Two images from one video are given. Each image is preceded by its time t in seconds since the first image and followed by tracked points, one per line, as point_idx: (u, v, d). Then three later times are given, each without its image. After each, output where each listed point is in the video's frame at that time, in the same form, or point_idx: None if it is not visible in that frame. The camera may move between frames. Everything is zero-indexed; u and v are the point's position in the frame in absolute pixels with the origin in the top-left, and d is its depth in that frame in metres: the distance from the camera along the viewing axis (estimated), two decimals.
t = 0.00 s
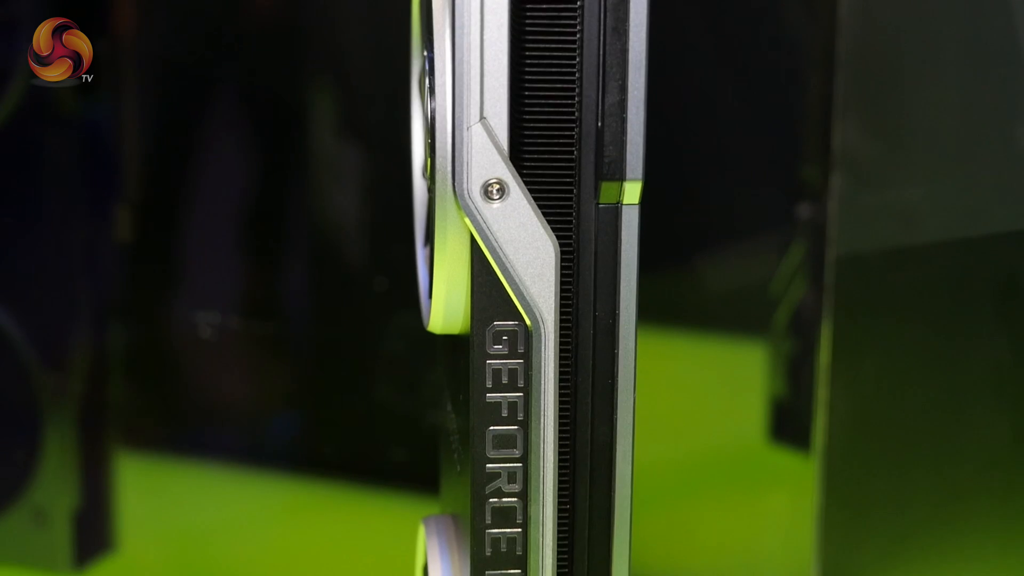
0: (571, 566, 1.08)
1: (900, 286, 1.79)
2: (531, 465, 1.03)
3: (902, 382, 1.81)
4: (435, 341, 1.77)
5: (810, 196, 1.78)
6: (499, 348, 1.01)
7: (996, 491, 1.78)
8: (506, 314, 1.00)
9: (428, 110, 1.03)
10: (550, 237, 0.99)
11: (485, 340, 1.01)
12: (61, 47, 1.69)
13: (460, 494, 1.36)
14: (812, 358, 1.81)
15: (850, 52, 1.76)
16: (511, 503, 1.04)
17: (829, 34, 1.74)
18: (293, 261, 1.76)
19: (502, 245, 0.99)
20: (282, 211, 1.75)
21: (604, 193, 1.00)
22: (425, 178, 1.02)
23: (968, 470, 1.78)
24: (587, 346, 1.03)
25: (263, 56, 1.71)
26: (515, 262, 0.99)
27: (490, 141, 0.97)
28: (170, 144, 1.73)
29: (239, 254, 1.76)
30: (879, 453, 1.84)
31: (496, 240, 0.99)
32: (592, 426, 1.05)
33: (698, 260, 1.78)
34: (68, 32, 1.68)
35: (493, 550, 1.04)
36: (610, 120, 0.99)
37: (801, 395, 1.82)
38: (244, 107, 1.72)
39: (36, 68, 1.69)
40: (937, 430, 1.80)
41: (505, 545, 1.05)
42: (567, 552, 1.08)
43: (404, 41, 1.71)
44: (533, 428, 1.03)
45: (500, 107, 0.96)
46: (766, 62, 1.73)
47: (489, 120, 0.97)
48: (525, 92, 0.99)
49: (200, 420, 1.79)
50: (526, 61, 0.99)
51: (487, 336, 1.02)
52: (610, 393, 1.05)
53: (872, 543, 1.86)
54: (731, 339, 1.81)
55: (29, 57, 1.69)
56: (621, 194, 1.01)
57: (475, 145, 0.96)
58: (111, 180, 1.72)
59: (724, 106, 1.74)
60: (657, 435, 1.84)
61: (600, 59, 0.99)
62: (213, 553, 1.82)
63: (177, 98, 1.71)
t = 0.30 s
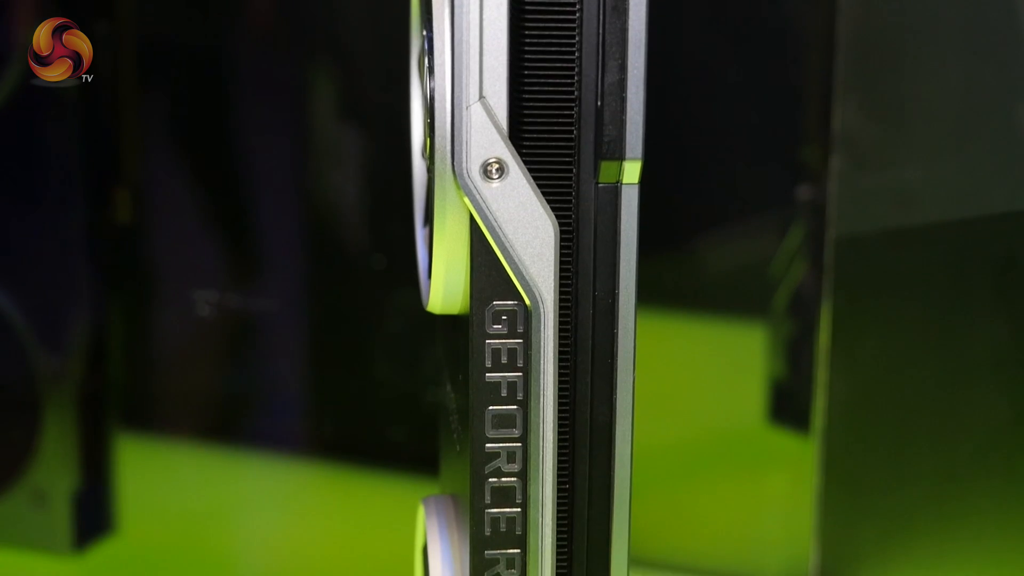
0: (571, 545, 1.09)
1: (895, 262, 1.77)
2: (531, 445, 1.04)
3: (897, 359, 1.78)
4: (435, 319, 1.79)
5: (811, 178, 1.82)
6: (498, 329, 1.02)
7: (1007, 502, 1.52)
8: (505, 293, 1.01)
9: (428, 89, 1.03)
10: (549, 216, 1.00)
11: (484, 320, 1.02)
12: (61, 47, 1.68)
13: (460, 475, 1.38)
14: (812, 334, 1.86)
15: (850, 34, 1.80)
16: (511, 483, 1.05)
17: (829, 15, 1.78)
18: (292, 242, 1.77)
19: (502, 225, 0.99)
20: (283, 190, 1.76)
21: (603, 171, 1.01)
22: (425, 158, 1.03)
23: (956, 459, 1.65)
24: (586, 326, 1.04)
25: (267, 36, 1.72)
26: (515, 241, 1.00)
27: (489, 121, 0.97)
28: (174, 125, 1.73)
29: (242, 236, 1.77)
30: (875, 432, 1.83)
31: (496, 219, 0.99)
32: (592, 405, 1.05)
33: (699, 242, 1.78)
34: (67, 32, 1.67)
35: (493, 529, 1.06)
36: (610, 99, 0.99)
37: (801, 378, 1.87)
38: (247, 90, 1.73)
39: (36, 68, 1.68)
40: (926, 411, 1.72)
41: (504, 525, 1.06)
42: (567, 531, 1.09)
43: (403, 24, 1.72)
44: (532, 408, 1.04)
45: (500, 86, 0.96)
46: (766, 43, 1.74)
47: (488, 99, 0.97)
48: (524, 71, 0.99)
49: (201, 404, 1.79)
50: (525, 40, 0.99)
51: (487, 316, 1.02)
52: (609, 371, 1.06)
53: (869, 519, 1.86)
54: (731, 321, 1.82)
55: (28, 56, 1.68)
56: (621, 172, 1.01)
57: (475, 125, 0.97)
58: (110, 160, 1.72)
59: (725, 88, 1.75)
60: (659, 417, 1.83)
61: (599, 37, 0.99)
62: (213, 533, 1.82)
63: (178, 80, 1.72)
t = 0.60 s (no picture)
0: (571, 524, 1.10)
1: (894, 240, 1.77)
2: (529, 425, 1.04)
3: (896, 341, 1.77)
4: (434, 299, 1.79)
5: (812, 158, 1.81)
6: (497, 308, 1.03)
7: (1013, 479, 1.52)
8: (505, 273, 1.02)
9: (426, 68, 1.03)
10: (548, 196, 1.00)
11: (484, 299, 1.03)
12: (61, 46, 1.58)
13: (458, 454, 1.38)
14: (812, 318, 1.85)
15: (850, 14, 1.79)
16: (511, 463, 1.05)
17: None
18: (292, 223, 1.78)
19: (502, 205, 1.00)
20: (283, 171, 1.77)
21: (603, 151, 1.01)
22: (424, 138, 1.02)
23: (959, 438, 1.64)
24: (586, 305, 1.04)
25: (265, 17, 1.71)
26: (514, 221, 1.00)
27: (489, 100, 0.97)
28: (173, 106, 1.73)
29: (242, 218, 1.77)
30: (874, 414, 1.82)
31: (495, 199, 0.99)
32: (590, 385, 1.06)
33: (697, 222, 1.79)
34: (68, 32, 1.59)
35: (492, 508, 1.06)
36: (609, 78, 1.00)
37: (801, 359, 1.86)
38: (246, 71, 1.73)
39: (36, 67, 1.63)
40: (927, 392, 1.72)
41: (504, 504, 1.06)
42: (567, 511, 1.10)
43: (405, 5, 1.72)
44: (532, 387, 1.04)
45: (499, 65, 0.97)
46: (767, 24, 1.73)
47: (487, 78, 0.97)
48: (523, 49, 0.99)
49: (201, 385, 1.80)
50: (524, 18, 0.98)
51: (485, 296, 1.03)
52: (609, 350, 1.06)
53: (868, 502, 1.85)
54: (731, 303, 1.82)
55: (28, 57, 1.62)
56: (620, 151, 1.02)
57: (474, 104, 0.97)
58: (108, 141, 1.72)
59: (723, 69, 1.75)
60: (658, 398, 1.84)
61: (598, 15, 1.00)
62: (213, 515, 1.82)
63: (177, 61, 1.72)
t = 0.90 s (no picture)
0: (570, 505, 1.12)
1: (888, 221, 1.77)
2: (528, 403, 1.06)
3: (899, 323, 1.75)
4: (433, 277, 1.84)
5: (811, 140, 1.83)
6: (496, 288, 1.04)
7: (1007, 468, 1.47)
8: (505, 252, 1.03)
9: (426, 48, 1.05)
10: (548, 174, 1.03)
11: (483, 279, 1.04)
12: (62, 47, 1.65)
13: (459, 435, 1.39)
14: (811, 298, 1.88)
15: None
16: (509, 443, 1.08)
17: None
18: (293, 207, 1.79)
19: (501, 183, 1.01)
20: (284, 155, 1.78)
21: (603, 130, 1.03)
22: (423, 118, 1.04)
23: (957, 424, 1.60)
24: (586, 284, 1.07)
25: None
26: (513, 201, 1.02)
27: (487, 79, 0.99)
28: (171, 87, 1.71)
29: (242, 201, 1.77)
30: (875, 396, 1.81)
31: (493, 177, 1.01)
32: (591, 365, 1.08)
33: (697, 203, 1.80)
34: (68, 32, 1.64)
35: (491, 488, 1.08)
36: (609, 57, 1.02)
37: (800, 340, 1.89)
38: (244, 54, 1.73)
39: (36, 68, 1.64)
40: (930, 374, 1.68)
41: (503, 484, 1.08)
42: (566, 487, 1.12)
43: None
44: (531, 367, 1.06)
45: (498, 44, 0.99)
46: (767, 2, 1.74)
47: (486, 57, 0.99)
48: (523, 29, 1.01)
49: (204, 368, 1.80)
50: None
51: (484, 275, 1.04)
52: (608, 330, 1.09)
53: (868, 485, 1.84)
54: (733, 285, 1.84)
55: (28, 56, 1.63)
56: (620, 130, 1.04)
57: (473, 82, 0.99)
58: (106, 122, 1.69)
59: (725, 49, 1.76)
60: (657, 381, 1.85)
61: None
62: (212, 498, 1.83)
63: (178, 40, 1.70)
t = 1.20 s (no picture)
0: (570, 489, 1.15)
1: (890, 200, 1.76)
2: (527, 383, 1.10)
3: (902, 302, 1.73)
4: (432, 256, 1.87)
5: (811, 121, 1.86)
6: (495, 268, 1.08)
7: (1003, 448, 1.43)
8: (504, 233, 1.07)
9: (426, 27, 1.07)
10: (546, 154, 1.05)
11: (482, 260, 1.07)
12: (62, 47, 1.62)
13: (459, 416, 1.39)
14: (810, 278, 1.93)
15: None
16: (508, 424, 1.12)
17: None
18: (294, 189, 1.81)
19: (501, 163, 1.05)
20: (286, 137, 1.79)
21: (602, 110, 1.05)
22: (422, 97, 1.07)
23: (957, 403, 1.57)
24: (586, 264, 1.09)
25: None
26: (513, 180, 1.05)
27: (486, 57, 1.02)
28: (170, 68, 1.71)
29: (244, 184, 1.79)
30: (877, 375, 1.81)
31: (493, 157, 1.04)
32: (590, 346, 1.12)
33: (697, 184, 1.83)
34: (68, 32, 1.62)
35: (491, 469, 1.12)
36: (609, 36, 1.03)
37: (799, 321, 1.93)
38: (246, 35, 1.74)
39: (36, 68, 1.62)
40: (929, 352, 1.65)
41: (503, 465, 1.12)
42: (566, 466, 1.16)
43: None
44: (530, 347, 1.09)
45: (497, 23, 1.01)
46: None
47: (485, 36, 1.01)
48: (523, 8, 1.04)
49: (204, 348, 1.81)
50: None
51: (483, 256, 1.07)
52: (608, 312, 1.11)
53: (869, 462, 1.84)
54: (731, 267, 1.86)
55: (28, 56, 1.62)
56: (619, 110, 1.06)
57: (472, 62, 1.02)
58: (104, 102, 1.67)
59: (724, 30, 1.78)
60: (657, 363, 1.89)
61: None
62: (211, 478, 1.83)
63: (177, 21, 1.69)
